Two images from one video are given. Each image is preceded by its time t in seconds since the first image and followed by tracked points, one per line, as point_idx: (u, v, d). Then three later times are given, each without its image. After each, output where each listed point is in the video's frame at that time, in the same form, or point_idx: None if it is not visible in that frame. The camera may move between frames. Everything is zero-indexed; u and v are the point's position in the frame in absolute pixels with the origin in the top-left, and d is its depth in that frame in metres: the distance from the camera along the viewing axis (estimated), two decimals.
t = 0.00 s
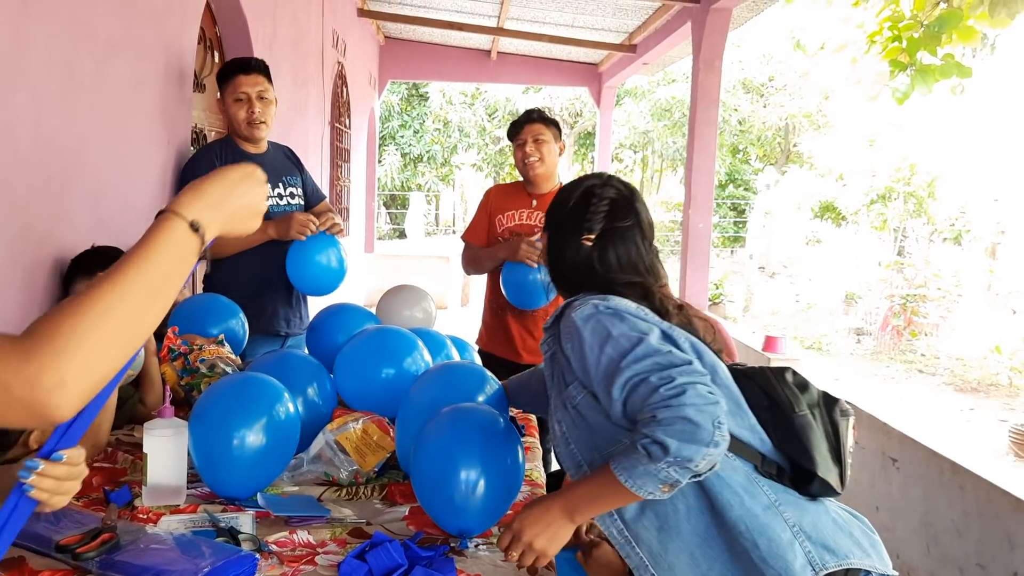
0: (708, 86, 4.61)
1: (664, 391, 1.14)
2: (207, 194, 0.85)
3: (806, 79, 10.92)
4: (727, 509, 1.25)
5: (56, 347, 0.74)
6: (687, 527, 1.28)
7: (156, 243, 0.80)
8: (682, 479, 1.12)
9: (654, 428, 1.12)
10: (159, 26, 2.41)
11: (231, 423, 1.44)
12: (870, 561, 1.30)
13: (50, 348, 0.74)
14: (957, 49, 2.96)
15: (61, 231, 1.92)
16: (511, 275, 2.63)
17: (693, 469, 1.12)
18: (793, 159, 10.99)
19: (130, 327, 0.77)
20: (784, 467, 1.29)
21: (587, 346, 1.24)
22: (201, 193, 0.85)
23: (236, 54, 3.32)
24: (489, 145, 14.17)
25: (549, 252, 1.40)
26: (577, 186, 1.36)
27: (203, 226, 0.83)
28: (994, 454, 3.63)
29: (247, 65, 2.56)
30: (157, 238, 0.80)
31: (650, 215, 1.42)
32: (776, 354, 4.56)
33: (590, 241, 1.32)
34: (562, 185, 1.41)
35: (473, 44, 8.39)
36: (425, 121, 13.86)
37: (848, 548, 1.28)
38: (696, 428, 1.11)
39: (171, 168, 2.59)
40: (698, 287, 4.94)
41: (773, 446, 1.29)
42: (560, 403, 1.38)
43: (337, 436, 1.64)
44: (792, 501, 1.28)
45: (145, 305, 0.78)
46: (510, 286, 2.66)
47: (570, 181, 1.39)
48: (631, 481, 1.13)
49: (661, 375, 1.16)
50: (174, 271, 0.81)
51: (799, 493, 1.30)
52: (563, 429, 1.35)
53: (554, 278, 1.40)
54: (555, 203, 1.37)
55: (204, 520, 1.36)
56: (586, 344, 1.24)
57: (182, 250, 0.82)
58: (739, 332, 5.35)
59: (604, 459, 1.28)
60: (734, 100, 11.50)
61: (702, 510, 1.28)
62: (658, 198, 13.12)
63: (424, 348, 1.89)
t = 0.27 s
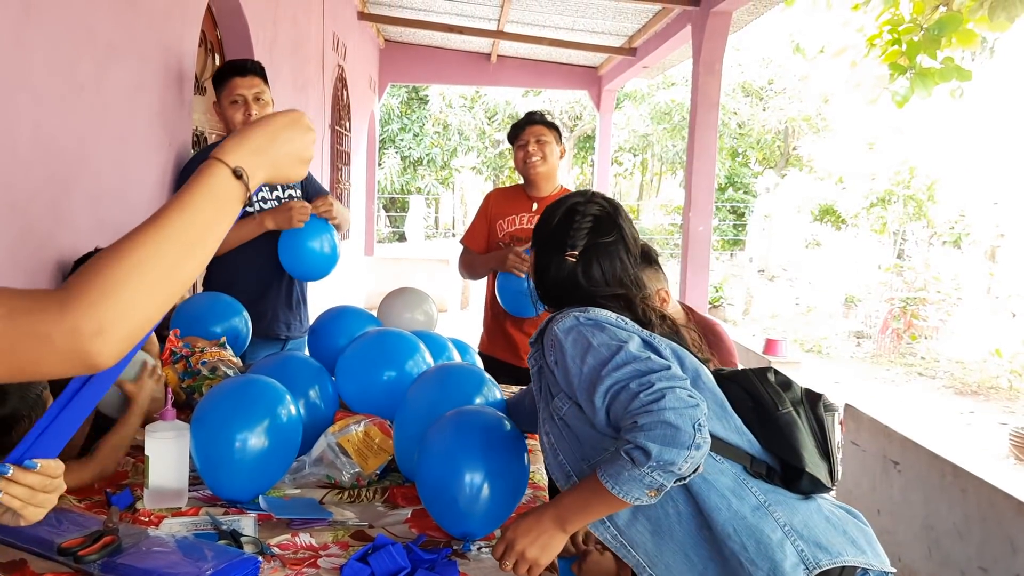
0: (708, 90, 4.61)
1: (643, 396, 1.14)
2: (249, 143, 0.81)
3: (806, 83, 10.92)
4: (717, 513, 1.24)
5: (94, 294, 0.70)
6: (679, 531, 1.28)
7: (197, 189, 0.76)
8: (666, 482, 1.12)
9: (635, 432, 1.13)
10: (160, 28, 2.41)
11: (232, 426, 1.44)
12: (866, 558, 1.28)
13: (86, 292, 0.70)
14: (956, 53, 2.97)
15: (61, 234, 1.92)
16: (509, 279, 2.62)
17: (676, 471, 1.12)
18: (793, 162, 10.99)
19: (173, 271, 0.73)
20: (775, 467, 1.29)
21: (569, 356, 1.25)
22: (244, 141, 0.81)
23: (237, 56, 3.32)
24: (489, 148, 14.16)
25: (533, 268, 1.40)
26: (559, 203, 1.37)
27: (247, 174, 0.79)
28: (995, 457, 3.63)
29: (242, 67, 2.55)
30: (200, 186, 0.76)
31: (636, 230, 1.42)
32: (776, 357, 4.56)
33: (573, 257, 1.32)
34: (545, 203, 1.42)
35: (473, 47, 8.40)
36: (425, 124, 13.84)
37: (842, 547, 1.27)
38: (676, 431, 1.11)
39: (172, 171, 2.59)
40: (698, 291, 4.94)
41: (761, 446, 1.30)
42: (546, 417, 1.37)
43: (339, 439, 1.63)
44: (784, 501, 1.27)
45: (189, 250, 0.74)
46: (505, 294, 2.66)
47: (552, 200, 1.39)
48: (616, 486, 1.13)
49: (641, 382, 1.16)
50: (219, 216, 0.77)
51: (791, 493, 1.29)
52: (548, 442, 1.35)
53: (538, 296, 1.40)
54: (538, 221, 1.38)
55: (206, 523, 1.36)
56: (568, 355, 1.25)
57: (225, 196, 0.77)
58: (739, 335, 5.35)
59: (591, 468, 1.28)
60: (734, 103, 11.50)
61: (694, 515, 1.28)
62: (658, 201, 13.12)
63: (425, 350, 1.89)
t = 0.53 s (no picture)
0: (709, 92, 4.62)
1: (671, 404, 1.13)
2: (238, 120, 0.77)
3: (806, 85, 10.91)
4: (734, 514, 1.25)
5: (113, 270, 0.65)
6: (694, 533, 1.28)
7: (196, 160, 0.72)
8: (689, 489, 1.13)
9: (661, 441, 1.12)
10: (160, 29, 2.41)
11: (237, 426, 1.43)
12: (879, 559, 1.28)
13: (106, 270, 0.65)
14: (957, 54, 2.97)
15: (63, 234, 1.92)
16: (505, 281, 2.62)
17: (698, 479, 1.13)
18: (792, 164, 10.98)
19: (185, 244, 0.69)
20: (789, 467, 1.29)
21: (592, 356, 1.23)
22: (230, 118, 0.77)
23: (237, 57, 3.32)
24: (488, 150, 14.16)
25: (543, 263, 1.39)
26: (568, 194, 1.37)
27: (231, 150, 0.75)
28: (996, 459, 3.63)
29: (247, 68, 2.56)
30: (192, 161, 0.72)
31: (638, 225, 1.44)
32: (777, 358, 4.56)
33: (590, 246, 1.33)
34: (547, 197, 1.42)
35: (473, 49, 8.40)
36: (424, 126, 13.87)
37: (856, 547, 1.27)
38: (703, 441, 1.11)
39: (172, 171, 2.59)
40: (699, 292, 4.94)
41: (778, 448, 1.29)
42: (558, 409, 1.37)
43: (341, 440, 1.63)
44: (798, 502, 1.28)
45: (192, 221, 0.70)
46: (501, 296, 2.65)
47: (556, 192, 1.40)
48: (636, 492, 1.13)
49: (667, 388, 1.15)
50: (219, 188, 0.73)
51: (806, 493, 1.29)
52: (561, 435, 1.34)
53: (548, 290, 1.39)
54: (546, 214, 1.38)
55: (208, 524, 1.35)
56: (590, 354, 1.23)
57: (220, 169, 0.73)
58: (739, 337, 5.35)
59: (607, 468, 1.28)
60: (733, 105, 11.50)
61: (706, 515, 1.28)
62: (658, 203, 13.12)
63: (426, 351, 1.89)
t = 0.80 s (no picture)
0: (707, 94, 4.62)
1: (711, 408, 1.14)
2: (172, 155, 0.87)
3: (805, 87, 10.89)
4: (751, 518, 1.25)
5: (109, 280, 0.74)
6: (709, 534, 1.28)
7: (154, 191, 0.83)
8: (722, 493, 1.14)
9: (699, 445, 1.13)
10: (160, 31, 2.41)
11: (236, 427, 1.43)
12: (889, 560, 1.29)
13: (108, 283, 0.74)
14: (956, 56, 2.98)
15: (62, 236, 1.92)
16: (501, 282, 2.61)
17: (733, 482, 1.14)
18: (791, 166, 10.98)
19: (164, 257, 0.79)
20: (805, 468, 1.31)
21: (626, 355, 1.21)
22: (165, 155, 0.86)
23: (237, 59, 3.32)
24: (488, 152, 14.17)
25: (559, 252, 1.38)
26: (585, 180, 1.35)
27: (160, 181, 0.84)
28: (995, 461, 3.63)
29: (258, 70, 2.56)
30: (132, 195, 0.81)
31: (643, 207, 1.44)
32: (775, 360, 4.56)
33: (612, 238, 1.32)
34: (560, 182, 1.39)
35: (472, 51, 8.40)
36: (424, 128, 13.90)
37: (870, 549, 1.28)
38: (742, 446, 1.12)
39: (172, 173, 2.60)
40: (698, 294, 4.95)
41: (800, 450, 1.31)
42: (574, 402, 1.36)
43: (339, 441, 1.63)
44: (814, 504, 1.28)
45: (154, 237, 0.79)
46: (497, 296, 2.64)
47: (570, 178, 1.37)
48: (669, 495, 1.15)
49: (707, 392, 1.15)
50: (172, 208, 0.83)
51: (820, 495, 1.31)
52: (579, 429, 1.34)
53: (564, 278, 1.39)
54: (563, 202, 1.35)
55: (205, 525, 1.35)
56: (622, 353, 1.21)
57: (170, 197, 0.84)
58: (738, 339, 5.34)
59: (630, 465, 1.28)
60: (733, 108, 11.50)
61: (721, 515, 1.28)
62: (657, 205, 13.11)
63: (425, 352, 1.89)
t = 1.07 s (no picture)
0: (699, 96, 4.63)
1: (734, 412, 1.11)
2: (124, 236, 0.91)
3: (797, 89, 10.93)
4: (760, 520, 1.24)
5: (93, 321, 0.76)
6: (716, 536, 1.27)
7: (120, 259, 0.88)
8: (738, 498, 1.13)
9: (720, 449, 1.10)
10: (152, 35, 2.41)
11: (228, 431, 1.44)
12: (892, 567, 1.29)
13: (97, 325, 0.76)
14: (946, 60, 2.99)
15: (54, 239, 1.92)
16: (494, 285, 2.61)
17: (751, 488, 1.13)
18: (784, 168, 11.01)
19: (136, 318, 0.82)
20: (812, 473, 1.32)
21: (647, 353, 1.18)
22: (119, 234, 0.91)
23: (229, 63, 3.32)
24: (482, 154, 14.18)
25: (577, 241, 1.34)
26: (610, 171, 1.32)
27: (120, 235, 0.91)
28: (985, 462, 3.65)
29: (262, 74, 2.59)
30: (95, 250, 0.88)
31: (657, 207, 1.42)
32: (767, 362, 4.57)
33: (634, 233, 1.29)
34: (581, 171, 1.36)
35: (465, 53, 8.41)
36: (417, 130, 13.92)
37: (874, 557, 1.28)
38: (763, 452, 1.10)
39: (164, 176, 2.60)
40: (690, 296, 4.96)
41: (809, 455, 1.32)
42: (588, 396, 1.33)
43: (331, 443, 1.63)
44: (821, 510, 1.28)
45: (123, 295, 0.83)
46: (490, 298, 2.64)
47: (593, 168, 1.35)
48: (685, 498, 1.13)
49: (730, 396, 1.13)
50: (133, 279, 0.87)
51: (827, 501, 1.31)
52: (592, 424, 1.31)
53: (580, 269, 1.35)
54: (586, 190, 1.32)
55: (196, 529, 1.35)
56: (644, 352, 1.18)
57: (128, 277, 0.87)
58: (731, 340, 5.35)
59: (645, 465, 1.26)
60: (726, 110, 11.53)
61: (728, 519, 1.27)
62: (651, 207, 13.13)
63: (417, 355, 1.89)
